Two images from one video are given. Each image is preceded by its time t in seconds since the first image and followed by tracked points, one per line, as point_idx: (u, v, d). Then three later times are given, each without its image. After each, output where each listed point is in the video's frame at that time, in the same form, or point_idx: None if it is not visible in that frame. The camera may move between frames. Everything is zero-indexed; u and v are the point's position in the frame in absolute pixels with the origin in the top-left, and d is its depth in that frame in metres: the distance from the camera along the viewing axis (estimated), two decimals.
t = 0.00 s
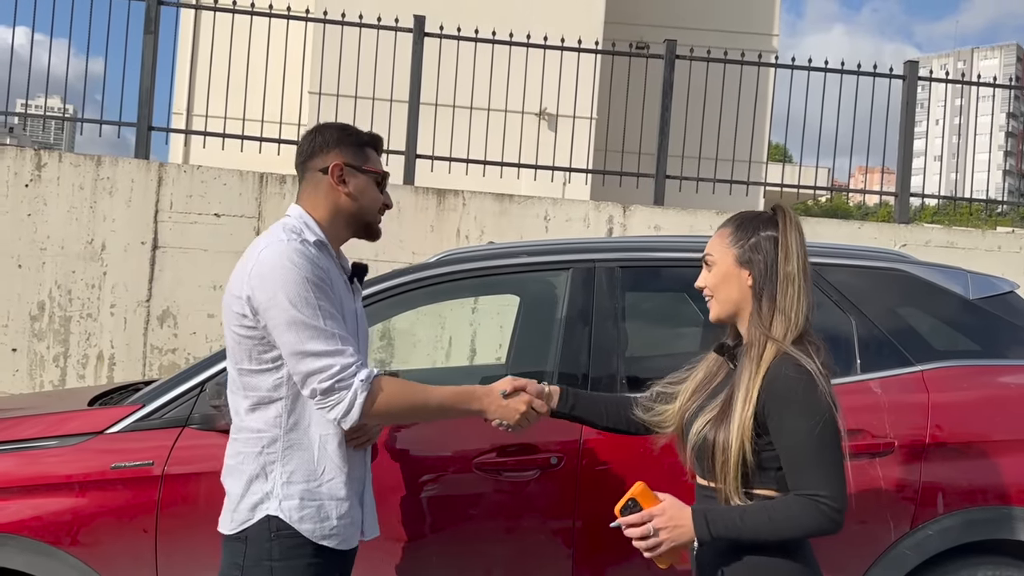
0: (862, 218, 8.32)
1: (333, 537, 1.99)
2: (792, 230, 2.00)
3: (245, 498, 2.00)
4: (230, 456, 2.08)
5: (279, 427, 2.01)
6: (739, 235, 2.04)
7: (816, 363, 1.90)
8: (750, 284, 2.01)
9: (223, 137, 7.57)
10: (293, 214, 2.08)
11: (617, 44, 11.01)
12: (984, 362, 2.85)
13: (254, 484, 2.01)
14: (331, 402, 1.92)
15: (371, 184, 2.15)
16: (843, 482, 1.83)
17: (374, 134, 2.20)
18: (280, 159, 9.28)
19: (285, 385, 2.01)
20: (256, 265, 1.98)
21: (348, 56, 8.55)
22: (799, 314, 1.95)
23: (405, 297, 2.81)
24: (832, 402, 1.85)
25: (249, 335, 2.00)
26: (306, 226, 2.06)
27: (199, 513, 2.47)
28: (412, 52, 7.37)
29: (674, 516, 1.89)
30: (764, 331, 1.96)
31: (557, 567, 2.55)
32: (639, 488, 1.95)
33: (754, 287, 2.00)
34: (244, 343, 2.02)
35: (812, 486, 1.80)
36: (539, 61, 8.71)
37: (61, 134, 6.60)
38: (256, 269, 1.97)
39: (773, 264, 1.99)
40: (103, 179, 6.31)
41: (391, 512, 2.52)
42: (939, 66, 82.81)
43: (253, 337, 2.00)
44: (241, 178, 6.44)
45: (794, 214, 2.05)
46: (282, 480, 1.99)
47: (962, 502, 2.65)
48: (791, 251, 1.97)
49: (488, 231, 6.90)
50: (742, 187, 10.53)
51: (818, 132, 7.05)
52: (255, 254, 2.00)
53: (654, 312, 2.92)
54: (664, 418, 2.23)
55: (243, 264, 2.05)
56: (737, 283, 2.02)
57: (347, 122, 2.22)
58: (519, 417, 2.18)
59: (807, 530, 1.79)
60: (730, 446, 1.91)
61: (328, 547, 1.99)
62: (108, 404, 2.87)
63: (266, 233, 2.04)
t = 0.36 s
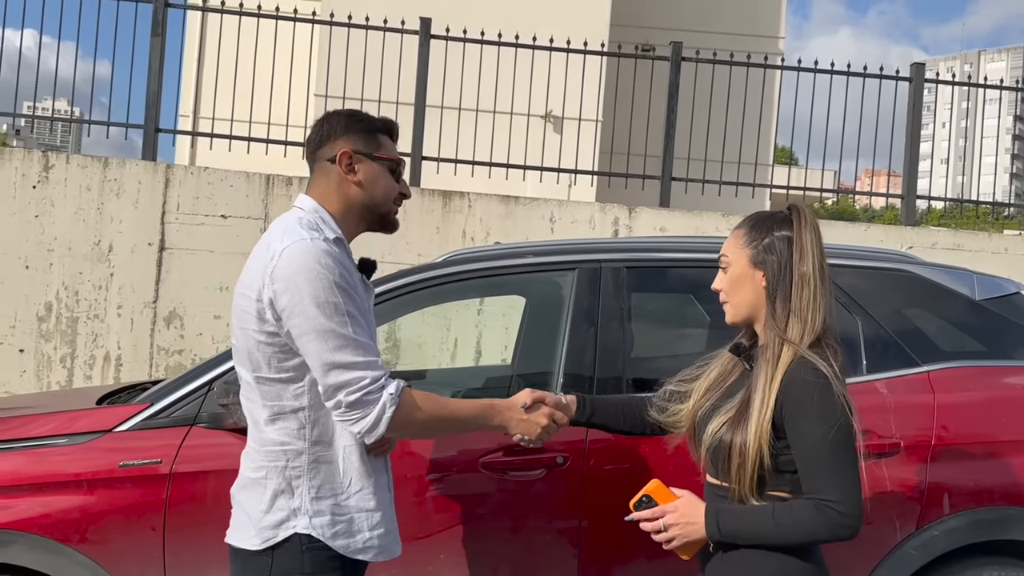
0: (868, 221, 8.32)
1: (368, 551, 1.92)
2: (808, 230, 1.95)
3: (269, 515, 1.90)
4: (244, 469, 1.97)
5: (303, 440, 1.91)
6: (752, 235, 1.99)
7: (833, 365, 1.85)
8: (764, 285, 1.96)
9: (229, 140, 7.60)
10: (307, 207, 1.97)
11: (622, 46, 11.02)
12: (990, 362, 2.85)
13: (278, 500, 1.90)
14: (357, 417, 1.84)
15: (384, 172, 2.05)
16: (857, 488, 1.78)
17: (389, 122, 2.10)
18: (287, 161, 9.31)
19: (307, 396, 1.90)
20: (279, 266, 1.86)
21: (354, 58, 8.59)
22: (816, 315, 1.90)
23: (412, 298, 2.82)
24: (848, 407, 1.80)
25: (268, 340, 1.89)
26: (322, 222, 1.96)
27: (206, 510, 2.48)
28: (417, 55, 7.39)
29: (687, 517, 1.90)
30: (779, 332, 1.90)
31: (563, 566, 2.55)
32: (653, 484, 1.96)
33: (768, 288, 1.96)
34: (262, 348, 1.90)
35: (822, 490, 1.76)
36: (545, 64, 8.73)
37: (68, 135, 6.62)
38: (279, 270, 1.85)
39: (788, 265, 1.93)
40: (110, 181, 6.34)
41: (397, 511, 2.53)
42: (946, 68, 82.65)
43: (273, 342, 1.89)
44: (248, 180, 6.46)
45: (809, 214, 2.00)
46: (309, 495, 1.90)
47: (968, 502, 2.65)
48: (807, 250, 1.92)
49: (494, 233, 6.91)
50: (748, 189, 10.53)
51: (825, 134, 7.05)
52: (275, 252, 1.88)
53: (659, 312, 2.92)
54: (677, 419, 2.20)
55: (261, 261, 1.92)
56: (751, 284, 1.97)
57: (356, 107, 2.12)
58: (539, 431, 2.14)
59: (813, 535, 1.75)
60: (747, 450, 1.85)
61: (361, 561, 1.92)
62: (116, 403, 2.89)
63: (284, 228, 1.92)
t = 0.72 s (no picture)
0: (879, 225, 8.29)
1: None
2: (814, 236, 1.93)
3: (280, 539, 1.73)
4: (249, 489, 1.78)
5: (321, 459, 1.75)
6: (762, 239, 1.96)
7: (836, 371, 1.83)
8: (771, 290, 1.93)
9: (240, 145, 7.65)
10: (322, 210, 1.81)
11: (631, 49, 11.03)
12: (994, 368, 2.85)
13: (292, 523, 1.74)
14: (383, 444, 1.72)
15: (392, 176, 1.86)
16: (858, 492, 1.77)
17: (406, 120, 1.90)
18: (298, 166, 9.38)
19: (329, 415, 1.75)
20: (311, 278, 1.69)
21: (364, 64, 8.64)
22: (820, 322, 1.88)
23: (418, 302, 2.85)
24: (850, 413, 1.78)
25: (291, 356, 1.72)
26: (338, 228, 1.81)
27: (212, 513, 2.51)
28: (425, 60, 7.43)
29: (689, 526, 1.85)
30: (784, 337, 1.88)
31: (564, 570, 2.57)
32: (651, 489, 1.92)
33: (776, 293, 1.92)
34: (282, 363, 1.73)
35: (823, 494, 1.74)
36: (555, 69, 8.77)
37: (82, 141, 6.70)
38: (310, 283, 1.69)
39: (795, 272, 1.91)
40: (122, 186, 6.40)
41: (400, 514, 2.55)
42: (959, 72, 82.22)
43: (295, 359, 1.72)
44: (258, 185, 6.51)
45: (816, 222, 1.98)
46: (325, 518, 1.75)
47: (972, 508, 2.64)
48: (816, 259, 1.90)
49: (501, 237, 6.93)
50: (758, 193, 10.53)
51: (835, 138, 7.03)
52: (302, 261, 1.71)
53: (663, 317, 2.93)
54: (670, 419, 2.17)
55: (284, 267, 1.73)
56: (758, 288, 1.94)
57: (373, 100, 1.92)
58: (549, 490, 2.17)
59: (815, 539, 1.73)
60: (750, 454, 1.82)
61: None
62: (124, 407, 2.92)
63: (306, 234, 1.75)
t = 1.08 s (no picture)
0: (894, 230, 8.25)
1: None
2: (806, 246, 1.90)
3: (270, 556, 1.70)
4: (237, 505, 1.74)
5: (312, 477, 1.72)
6: (756, 247, 1.90)
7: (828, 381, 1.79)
8: (765, 298, 1.88)
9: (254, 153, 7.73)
10: (308, 221, 1.81)
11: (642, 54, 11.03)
12: (993, 376, 2.84)
13: (281, 541, 1.70)
14: (372, 465, 1.68)
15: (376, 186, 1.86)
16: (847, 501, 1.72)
17: (388, 125, 1.89)
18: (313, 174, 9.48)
19: (320, 433, 1.72)
20: (304, 296, 1.67)
21: (375, 71, 8.70)
22: (811, 332, 1.84)
23: (414, 310, 2.87)
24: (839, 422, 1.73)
25: (281, 375, 1.69)
26: (326, 241, 1.81)
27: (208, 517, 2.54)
28: (435, 68, 7.46)
29: (678, 537, 1.80)
30: (776, 346, 1.83)
31: None
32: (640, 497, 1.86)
33: (770, 302, 1.88)
34: (272, 381, 1.69)
35: (812, 502, 1.69)
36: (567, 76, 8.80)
37: (103, 149, 6.82)
38: (301, 301, 1.67)
39: (787, 282, 1.87)
40: (135, 194, 6.47)
41: (394, 519, 2.57)
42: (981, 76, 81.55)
43: (285, 377, 1.69)
44: (269, 193, 6.56)
45: (807, 230, 1.94)
46: (315, 535, 1.72)
47: (968, 517, 2.62)
48: (808, 271, 1.87)
49: (510, 244, 6.96)
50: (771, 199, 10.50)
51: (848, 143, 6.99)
52: (292, 279, 1.69)
53: (660, 324, 2.93)
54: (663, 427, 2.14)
55: (274, 283, 1.70)
56: (751, 296, 1.89)
57: (356, 103, 1.89)
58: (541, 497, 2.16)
59: (804, 547, 1.68)
60: (738, 463, 1.77)
61: None
62: (126, 412, 2.96)
63: (296, 250, 1.73)
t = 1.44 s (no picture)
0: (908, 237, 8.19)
1: None
2: (790, 269, 1.93)
3: (242, 558, 1.77)
4: (210, 511, 1.81)
5: (280, 481, 1.77)
6: (741, 263, 1.91)
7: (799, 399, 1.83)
8: (744, 315, 1.90)
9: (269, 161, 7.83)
10: (267, 229, 1.87)
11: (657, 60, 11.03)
12: (985, 383, 2.83)
13: (252, 543, 1.77)
14: (337, 467, 1.73)
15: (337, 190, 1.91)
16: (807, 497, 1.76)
17: (347, 132, 1.95)
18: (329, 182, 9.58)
19: (285, 438, 1.77)
20: (260, 305, 1.73)
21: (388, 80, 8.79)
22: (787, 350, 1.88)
23: (404, 317, 2.93)
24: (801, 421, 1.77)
25: (243, 383, 1.75)
26: (287, 249, 1.86)
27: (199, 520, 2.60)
28: (446, 76, 7.53)
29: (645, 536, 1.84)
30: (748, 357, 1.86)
31: None
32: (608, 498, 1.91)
33: (749, 318, 1.90)
34: (236, 390, 1.76)
35: (771, 498, 1.73)
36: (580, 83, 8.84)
37: (129, 159, 7.00)
38: (257, 310, 1.72)
39: (769, 304, 1.90)
40: (150, 203, 6.58)
41: (381, 522, 2.61)
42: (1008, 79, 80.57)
43: (248, 385, 1.75)
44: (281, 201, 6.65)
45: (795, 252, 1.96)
46: (286, 536, 1.78)
47: (955, 524, 2.62)
48: (794, 293, 1.91)
49: (519, 250, 6.99)
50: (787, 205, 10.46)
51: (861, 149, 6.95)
52: (249, 288, 1.74)
53: (647, 328, 2.95)
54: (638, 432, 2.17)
55: (233, 294, 1.76)
56: (731, 313, 1.91)
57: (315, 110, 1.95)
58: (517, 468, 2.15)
59: (766, 543, 1.71)
60: (700, 464, 1.82)
61: None
62: (125, 416, 3.03)
63: (253, 259, 1.79)
